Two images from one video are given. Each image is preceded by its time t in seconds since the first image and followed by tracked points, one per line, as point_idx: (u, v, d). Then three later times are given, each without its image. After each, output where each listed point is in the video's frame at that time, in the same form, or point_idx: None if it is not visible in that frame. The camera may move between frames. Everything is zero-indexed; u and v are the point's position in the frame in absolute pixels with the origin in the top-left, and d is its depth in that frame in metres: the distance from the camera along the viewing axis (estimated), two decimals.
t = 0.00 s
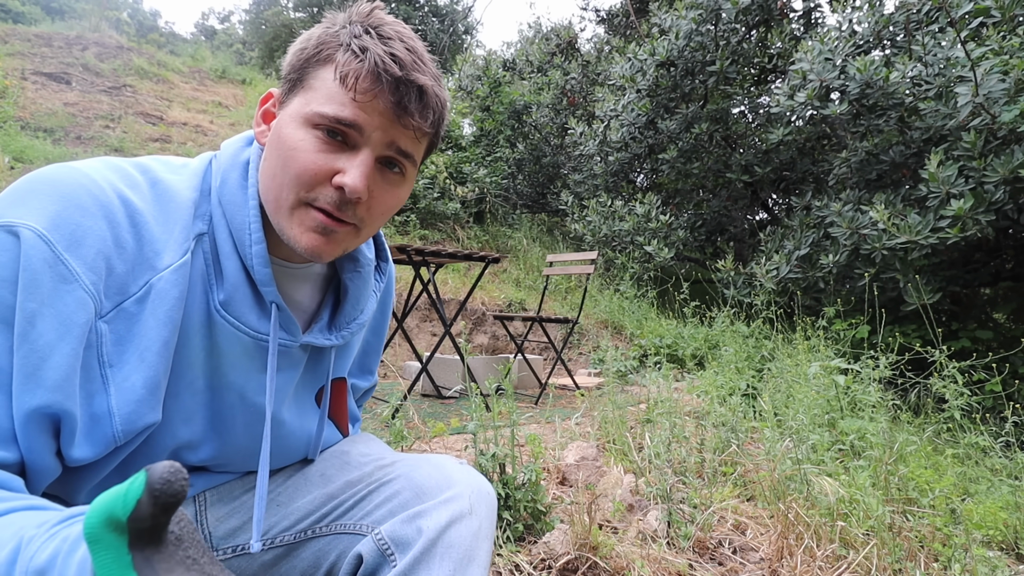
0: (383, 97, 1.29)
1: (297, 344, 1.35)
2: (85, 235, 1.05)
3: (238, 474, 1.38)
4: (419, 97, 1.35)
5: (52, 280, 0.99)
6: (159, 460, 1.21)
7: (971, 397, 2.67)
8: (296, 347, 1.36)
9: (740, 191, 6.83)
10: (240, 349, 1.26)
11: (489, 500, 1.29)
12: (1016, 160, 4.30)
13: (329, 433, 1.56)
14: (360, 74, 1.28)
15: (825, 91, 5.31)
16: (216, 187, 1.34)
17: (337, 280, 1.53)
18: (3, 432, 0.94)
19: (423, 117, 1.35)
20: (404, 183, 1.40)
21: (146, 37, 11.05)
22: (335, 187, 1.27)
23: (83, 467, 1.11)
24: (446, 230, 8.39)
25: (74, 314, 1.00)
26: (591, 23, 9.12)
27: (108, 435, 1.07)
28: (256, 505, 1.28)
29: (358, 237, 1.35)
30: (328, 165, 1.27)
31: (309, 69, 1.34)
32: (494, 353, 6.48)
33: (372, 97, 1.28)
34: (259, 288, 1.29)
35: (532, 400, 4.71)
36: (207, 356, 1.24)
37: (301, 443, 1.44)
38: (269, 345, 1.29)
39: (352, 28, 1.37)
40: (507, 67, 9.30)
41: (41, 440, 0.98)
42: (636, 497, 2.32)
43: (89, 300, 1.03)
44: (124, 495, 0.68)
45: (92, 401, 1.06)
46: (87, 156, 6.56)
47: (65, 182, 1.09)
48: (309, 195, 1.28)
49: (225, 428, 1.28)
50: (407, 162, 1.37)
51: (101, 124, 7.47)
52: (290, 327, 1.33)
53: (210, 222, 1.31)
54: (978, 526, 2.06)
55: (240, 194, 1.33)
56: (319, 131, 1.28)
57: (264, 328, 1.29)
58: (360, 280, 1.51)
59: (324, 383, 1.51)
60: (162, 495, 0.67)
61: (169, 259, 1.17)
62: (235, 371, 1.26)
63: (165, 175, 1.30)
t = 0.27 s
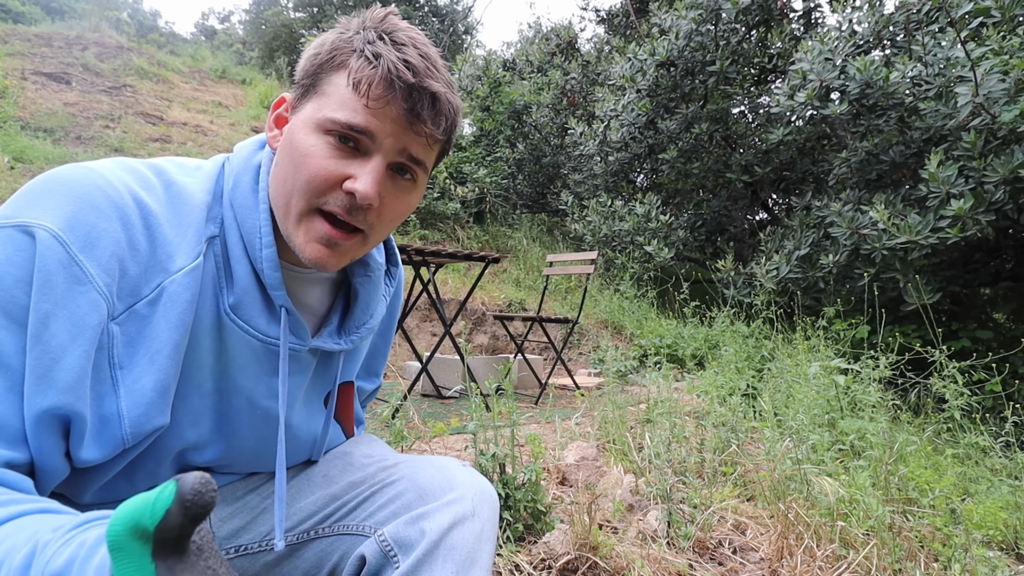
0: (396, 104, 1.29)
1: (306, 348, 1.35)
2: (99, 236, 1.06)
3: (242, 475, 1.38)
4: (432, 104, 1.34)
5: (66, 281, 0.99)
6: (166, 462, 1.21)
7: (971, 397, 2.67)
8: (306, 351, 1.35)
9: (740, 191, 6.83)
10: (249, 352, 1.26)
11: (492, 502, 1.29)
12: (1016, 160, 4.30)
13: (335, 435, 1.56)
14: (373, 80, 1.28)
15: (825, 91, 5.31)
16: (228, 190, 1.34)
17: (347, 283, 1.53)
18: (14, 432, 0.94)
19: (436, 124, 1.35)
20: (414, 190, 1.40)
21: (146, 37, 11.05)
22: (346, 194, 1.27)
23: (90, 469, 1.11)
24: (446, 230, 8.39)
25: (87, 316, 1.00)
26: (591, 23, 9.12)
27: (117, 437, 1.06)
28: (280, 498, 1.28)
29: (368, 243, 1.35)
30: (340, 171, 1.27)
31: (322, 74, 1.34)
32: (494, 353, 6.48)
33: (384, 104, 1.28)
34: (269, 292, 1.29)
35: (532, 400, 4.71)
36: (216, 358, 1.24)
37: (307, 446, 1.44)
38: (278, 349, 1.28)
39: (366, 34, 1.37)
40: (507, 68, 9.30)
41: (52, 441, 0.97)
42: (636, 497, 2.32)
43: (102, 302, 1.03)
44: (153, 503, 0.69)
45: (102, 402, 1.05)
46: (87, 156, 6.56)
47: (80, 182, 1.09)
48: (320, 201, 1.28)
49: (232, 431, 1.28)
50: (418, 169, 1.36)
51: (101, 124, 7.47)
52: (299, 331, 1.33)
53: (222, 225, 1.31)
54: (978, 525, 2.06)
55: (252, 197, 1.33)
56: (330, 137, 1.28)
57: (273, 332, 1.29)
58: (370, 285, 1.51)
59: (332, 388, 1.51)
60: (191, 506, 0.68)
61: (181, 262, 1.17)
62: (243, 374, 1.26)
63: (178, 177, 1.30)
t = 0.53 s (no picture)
0: (401, 109, 1.29)
1: (309, 350, 1.35)
2: (106, 236, 1.06)
3: (242, 475, 1.38)
4: (437, 109, 1.34)
5: (72, 281, 0.99)
6: (168, 462, 1.21)
7: (971, 397, 2.67)
8: (308, 353, 1.36)
9: (740, 191, 6.83)
10: (252, 353, 1.26)
11: (492, 502, 1.29)
12: (1016, 160, 4.30)
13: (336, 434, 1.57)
14: (378, 85, 1.28)
15: (825, 91, 5.31)
16: (233, 191, 1.34)
17: (352, 285, 1.53)
18: (19, 431, 0.93)
19: (440, 130, 1.35)
20: (418, 194, 1.39)
21: (146, 37, 11.05)
22: (350, 198, 1.27)
23: (92, 468, 1.11)
24: (446, 230, 8.39)
25: (93, 316, 1.00)
26: (591, 23, 9.12)
27: (120, 437, 1.06)
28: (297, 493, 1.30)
29: (371, 247, 1.35)
30: (344, 175, 1.27)
31: (327, 79, 1.34)
32: (494, 353, 6.48)
33: (389, 109, 1.28)
34: (272, 293, 1.29)
35: (532, 400, 4.71)
36: (219, 359, 1.24)
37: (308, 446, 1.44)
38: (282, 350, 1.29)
39: (372, 39, 1.37)
40: (507, 68, 9.30)
41: (56, 440, 0.97)
42: (636, 497, 2.33)
43: (107, 302, 1.03)
44: (171, 508, 0.68)
45: (106, 402, 1.05)
46: (87, 156, 6.56)
47: (87, 181, 1.09)
48: (324, 205, 1.28)
49: (235, 432, 1.28)
50: (422, 173, 1.36)
51: (101, 124, 7.47)
52: (303, 332, 1.33)
53: (226, 225, 1.31)
54: (978, 526, 2.06)
55: (257, 198, 1.33)
56: (335, 141, 1.28)
57: (276, 334, 1.29)
58: (373, 287, 1.51)
59: (335, 390, 1.51)
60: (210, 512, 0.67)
61: (186, 262, 1.17)
62: (246, 375, 1.26)
63: (184, 177, 1.30)
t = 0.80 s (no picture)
0: (392, 99, 1.29)
1: (309, 350, 1.35)
2: (108, 235, 1.06)
3: (242, 475, 1.38)
4: (430, 101, 1.34)
5: (74, 279, 0.99)
6: (167, 461, 1.21)
7: (971, 397, 2.67)
8: (309, 353, 1.35)
9: (740, 191, 6.84)
10: (252, 352, 1.26)
11: (491, 502, 1.29)
12: (1016, 160, 4.30)
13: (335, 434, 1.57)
14: (370, 75, 1.28)
15: (825, 91, 5.31)
16: (235, 190, 1.35)
17: (353, 286, 1.53)
18: (22, 428, 0.93)
19: (433, 121, 1.34)
20: (413, 189, 1.38)
21: (146, 37, 11.04)
22: (339, 188, 1.27)
23: (91, 468, 1.11)
24: (446, 230, 8.40)
25: (94, 313, 1.00)
26: (591, 23, 9.12)
27: (121, 435, 1.06)
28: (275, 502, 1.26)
29: (363, 240, 1.33)
30: (334, 165, 1.27)
31: (324, 73, 1.35)
32: (494, 353, 6.47)
33: (380, 98, 1.28)
34: (273, 292, 1.29)
35: (532, 400, 4.71)
36: (219, 358, 1.24)
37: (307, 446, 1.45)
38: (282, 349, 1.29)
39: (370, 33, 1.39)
40: (507, 67, 9.30)
41: (57, 438, 0.97)
42: (636, 497, 2.33)
43: (109, 301, 1.03)
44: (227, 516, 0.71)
45: (106, 401, 1.05)
46: (87, 156, 6.56)
47: (90, 181, 1.10)
48: (314, 195, 1.27)
49: (234, 431, 1.28)
50: (416, 167, 1.35)
51: (102, 124, 7.47)
52: (303, 331, 1.33)
53: (228, 225, 1.31)
54: (978, 526, 2.07)
55: (258, 197, 1.34)
56: (327, 132, 1.28)
57: (276, 332, 1.29)
58: (375, 288, 1.51)
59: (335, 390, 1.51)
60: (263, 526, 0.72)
61: (188, 262, 1.17)
62: (246, 374, 1.26)
63: (186, 177, 1.31)
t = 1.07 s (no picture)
0: (410, 96, 1.32)
1: (315, 351, 1.39)
2: (107, 243, 1.05)
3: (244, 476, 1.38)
4: (444, 98, 1.37)
5: (73, 287, 0.98)
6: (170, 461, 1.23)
7: (971, 397, 2.67)
8: (313, 353, 1.39)
9: (740, 191, 6.84)
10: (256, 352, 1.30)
11: (490, 501, 1.30)
12: (1016, 160, 4.31)
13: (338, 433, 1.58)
14: (387, 74, 1.31)
15: (825, 91, 5.31)
16: (242, 192, 1.34)
17: (357, 285, 1.54)
18: (21, 436, 0.93)
19: (449, 118, 1.37)
20: (427, 185, 1.40)
21: (146, 37, 11.04)
22: (360, 184, 1.27)
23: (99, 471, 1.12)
24: (446, 230, 8.40)
25: (94, 322, 0.99)
26: (591, 23, 9.12)
27: (128, 442, 1.07)
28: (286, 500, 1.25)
29: (381, 237, 1.34)
30: (355, 162, 1.27)
31: (337, 73, 1.37)
32: (494, 353, 6.47)
33: (399, 96, 1.31)
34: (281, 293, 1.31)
35: (532, 400, 4.71)
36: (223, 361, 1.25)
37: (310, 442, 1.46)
38: (288, 351, 1.33)
39: (380, 33, 1.41)
40: (507, 68, 9.30)
41: (57, 444, 0.97)
42: (636, 497, 2.33)
43: (109, 308, 1.02)
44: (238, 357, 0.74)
45: (113, 409, 1.05)
46: (87, 155, 6.56)
47: (88, 189, 1.09)
48: (334, 193, 1.28)
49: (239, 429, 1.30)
50: (431, 163, 1.38)
51: (102, 124, 7.47)
52: (309, 333, 1.36)
53: (234, 227, 1.31)
54: (978, 526, 2.07)
55: (265, 198, 1.33)
56: (345, 130, 1.29)
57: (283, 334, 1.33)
58: (379, 284, 1.51)
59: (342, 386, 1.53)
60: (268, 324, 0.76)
61: (191, 268, 1.17)
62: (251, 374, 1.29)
63: (189, 180, 1.30)
